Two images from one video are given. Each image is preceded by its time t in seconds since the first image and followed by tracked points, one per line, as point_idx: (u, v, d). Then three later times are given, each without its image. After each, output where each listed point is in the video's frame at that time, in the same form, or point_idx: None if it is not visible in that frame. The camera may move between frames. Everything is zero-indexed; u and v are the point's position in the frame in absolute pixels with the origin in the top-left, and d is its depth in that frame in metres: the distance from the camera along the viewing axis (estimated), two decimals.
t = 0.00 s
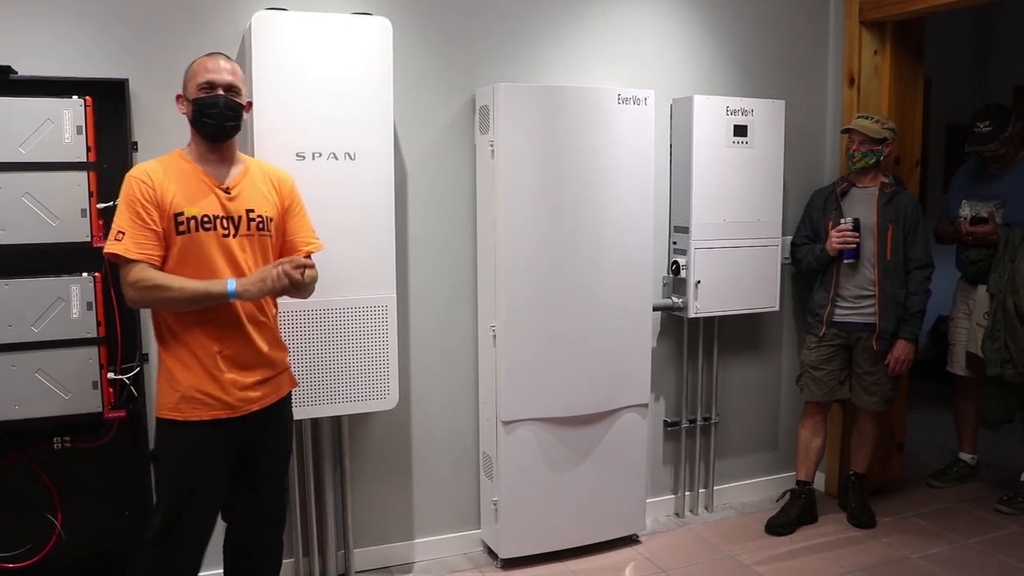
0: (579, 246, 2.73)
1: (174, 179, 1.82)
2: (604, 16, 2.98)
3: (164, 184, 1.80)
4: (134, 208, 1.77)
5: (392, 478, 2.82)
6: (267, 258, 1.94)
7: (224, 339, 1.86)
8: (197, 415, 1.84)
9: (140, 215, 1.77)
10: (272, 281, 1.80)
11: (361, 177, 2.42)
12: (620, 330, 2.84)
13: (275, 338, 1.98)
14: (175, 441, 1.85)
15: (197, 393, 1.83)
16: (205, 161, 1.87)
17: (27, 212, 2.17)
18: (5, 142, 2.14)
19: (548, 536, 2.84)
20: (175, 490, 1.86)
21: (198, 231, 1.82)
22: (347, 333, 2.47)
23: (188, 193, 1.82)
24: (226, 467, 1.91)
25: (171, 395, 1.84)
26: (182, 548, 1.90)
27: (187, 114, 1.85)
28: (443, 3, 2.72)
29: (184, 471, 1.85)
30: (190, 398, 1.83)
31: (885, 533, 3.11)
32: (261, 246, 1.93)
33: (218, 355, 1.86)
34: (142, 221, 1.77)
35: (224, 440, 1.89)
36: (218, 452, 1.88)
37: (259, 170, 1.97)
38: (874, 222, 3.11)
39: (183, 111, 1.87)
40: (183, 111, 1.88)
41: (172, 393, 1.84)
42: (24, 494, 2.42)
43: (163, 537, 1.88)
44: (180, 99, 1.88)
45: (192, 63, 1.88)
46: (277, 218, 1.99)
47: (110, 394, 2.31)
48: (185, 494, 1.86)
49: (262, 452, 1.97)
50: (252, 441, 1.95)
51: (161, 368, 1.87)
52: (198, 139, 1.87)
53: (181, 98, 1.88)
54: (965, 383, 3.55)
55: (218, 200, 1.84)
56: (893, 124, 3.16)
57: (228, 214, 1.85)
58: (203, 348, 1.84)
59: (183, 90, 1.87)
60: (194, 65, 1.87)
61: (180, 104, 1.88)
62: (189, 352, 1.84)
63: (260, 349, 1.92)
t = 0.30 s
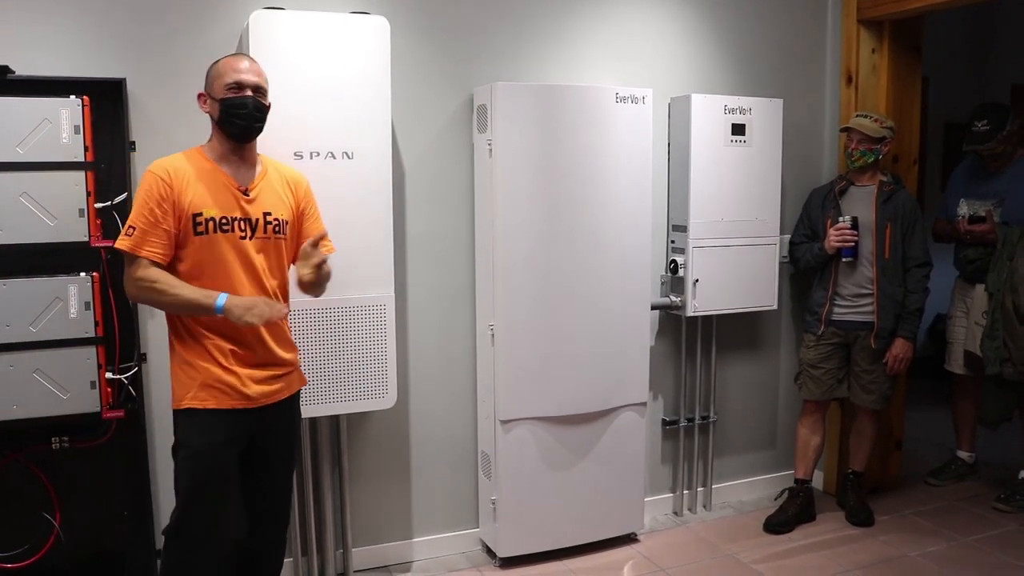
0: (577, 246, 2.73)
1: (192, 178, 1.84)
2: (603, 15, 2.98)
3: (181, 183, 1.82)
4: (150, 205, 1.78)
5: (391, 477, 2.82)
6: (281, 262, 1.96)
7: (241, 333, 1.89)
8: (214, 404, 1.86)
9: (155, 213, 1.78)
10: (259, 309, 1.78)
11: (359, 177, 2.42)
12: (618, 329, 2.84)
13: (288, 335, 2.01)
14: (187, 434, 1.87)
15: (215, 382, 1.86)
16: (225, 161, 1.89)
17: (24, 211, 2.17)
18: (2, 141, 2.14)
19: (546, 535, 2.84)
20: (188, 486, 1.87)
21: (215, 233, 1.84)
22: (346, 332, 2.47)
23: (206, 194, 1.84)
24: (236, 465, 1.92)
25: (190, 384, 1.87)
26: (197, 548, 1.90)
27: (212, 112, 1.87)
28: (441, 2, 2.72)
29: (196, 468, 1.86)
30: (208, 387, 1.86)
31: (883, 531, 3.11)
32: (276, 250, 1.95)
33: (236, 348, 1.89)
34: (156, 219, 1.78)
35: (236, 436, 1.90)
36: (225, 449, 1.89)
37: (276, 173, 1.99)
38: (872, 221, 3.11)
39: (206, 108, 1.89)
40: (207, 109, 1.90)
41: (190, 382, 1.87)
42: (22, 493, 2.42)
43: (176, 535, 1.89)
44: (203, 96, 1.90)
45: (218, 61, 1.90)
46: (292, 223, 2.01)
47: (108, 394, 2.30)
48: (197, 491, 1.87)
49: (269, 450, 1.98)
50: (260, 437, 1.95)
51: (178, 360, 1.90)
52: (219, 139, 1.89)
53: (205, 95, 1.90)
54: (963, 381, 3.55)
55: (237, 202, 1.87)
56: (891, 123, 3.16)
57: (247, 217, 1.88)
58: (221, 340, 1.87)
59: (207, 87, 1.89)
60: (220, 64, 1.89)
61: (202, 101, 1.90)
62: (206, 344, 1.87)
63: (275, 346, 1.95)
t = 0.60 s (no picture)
0: (573, 246, 2.73)
1: (194, 177, 1.86)
2: (598, 15, 2.98)
3: (184, 185, 1.84)
4: (152, 207, 1.80)
5: (388, 477, 2.82)
6: (283, 259, 2.02)
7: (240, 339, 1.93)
8: (216, 413, 1.91)
9: (156, 215, 1.80)
10: (243, 316, 1.76)
11: (354, 177, 2.42)
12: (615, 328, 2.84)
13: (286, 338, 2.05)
14: (191, 444, 1.92)
15: (214, 391, 1.91)
16: (229, 161, 1.93)
17: (20, 212, 2.17)
18: None
19: (544, 534, 2.84)
20: (197, 499, 1.92)
21: (220, 234, 1.88)
22: (342, 332, 2.47)
23: (210, 195, 1.87)
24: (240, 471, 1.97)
25: (190, 395, 1.91)
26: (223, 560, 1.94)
27: (227, 112, 1.90)
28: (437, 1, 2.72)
29: (203, 480, 1.91)
30: (207, 396, 1.90)
31: (880, 529, 3.12)
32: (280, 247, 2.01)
33: (236, 354, 1.93)
34: (157, 221, 1.81)
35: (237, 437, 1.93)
36: (225, 453, 1.92)
37: (276, 172, 2.04)
38: (868, 220, 3.11)
39: (216, 107, 1.91)
40: (215, 108, 1.91)
41: (191, 392, 1.91)
42: (18, 495, 2.41)
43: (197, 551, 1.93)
44: (210, 95, 1.92)
45: (226, 60, 1.93)
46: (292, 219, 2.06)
47: (103, 394, 2.30)
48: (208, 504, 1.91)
49: (270, 451, 2.04)
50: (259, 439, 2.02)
51: (180, 369, 1.95)
52: (224, 138, 1.93)
53: (213, 94, 1.92)
54: (960, 380, 3.55)
55: (241, 203, 1.91)
56: (887, 122, 3.16)
57: (251, 217, 1.93)
58: (221, 347, 1.91)
59: (217, 86, 1.91)
60: (229, 63, 1.92)
61: (211, 100, 1.92)
62: (207, 352, 1.92)
63: (274, 348, 1.99)
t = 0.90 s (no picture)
0: (574, 247, 2.73)
1: (194, 185, 1.85)
2: (600, 15, 2.98)
3: (185, 194, 1.83)
4: (156, 223, 1.79)
5: (389, 478, 2.82)
6: (284, 249, 2.06)
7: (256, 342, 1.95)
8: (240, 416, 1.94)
9: (161, 228, 1.79)
10: (269, 325, 1.84)
11: (356, 177, 2.43)
12: (616, 328, 2.84)
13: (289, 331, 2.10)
14: (209, 448, 1.94)
15: (237, 395, 1.93)
16: (219, 163, 1.93)
17: (22, 212, 2.17)
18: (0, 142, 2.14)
19: (545, 535, 2.84)
20: (210, 496, 1.94)
21: (229, 237, 1.90)
22: (344, 332, 2.47)
23: (213, 202, 1.87)
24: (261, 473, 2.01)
25: (213, 400, 1.92)
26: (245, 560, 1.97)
27: (214, 111, 1.90)
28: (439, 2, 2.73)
29: (225, 480, 1.94)
30: (232, 400, 1.92)
31: (881, 530, 3.11)
32: (280, 239, 2.04)
33: (254, 357, 1.96)
34: (162, 235, 1.80)
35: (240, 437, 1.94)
36: (232, 452, 1.94)
37: (266, 167, 2.06)
38: (869, 221, 3.11)
39: (201, 106, 1.91)
40: (202, 107, 1.91)
41: (213, 399, 1.92)
42: (20, 495, 2.41)
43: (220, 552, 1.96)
44: (195, 94, 1.91)
45: (211, 58, 1.92)
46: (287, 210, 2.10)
47: (105, 394, 2.31)
48: (230, 506, 1.95)
49: (279, 449, 2.07)
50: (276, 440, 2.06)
51: (192, 378, 1.94)
52: (212, 139, 1.92)
53: (198, 93, 1.91)
54: (962, 382, 3.55)
55: (244, 205, 1.92)
56: (889, 123, 3.16)
57: (255, 216, 1.94)
58: (239, 351, 1.93)
59: (203, 84, 1.90)
60: (214, 61, 1.91)
61: (196, 99, 1.92)
62: (224, 358, 1.93)
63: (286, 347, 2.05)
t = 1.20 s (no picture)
0: (575, 248, 2.73)
1: (198, 186, 1.86)
2: (601, 17, 2.99)
3: (191, 194, 1.84)
4: (164, 223, 1.79)
5: (391, 479, 2.82)
6: (283, 250, 2.08)
7: (260, 343, 1.96)
8: (244, 417, 1.94)
9: (169, 228, 1.80)
10: (288, 308, 1.85)
11: (357, 179, 2.43)
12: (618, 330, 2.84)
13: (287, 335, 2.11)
14: (212, 450, 1.94)
15: (242, 395, 1.93)
16: (221, 164, 1.94)
17: (25, 214, 2.17)
18: (3, 143, 2.14)
19: (547, 537, 2.84)
20: (215, 499, 1.94)
21: (234, 237, 1.90)
22: (345, 333, 2.47)
23: (218, 201, 1.88)
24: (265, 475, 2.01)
25: (218, 401, 1.92)
26: (247, 563, 1.97)
27: (230, 116, 1.92)
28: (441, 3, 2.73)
29: (228, 482, 1.94)
30: (236, 401, 1.93)
31: (884, 532, 3.11)
32: (278, 240, 2.05)
33: (259, 357, 1.96)
34: (170, 235, 1.80)
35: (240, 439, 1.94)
36: (235, 453, 1.94)
37: (263, 170, 2.08)
38: (871, 222, 3.11)
39: (215, 111, 1.91)
40: (214, 110, 1.91)
41: (217, 400, 1.91)
42: (22, 496, 2.42)
43: (224, 555, 1.96)
44: (206, 98, 1.90)
45: (221, 61, 1.92)
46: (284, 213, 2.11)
47: (107, 396, 2.31)
48: (233, 508, 1.94)
49: (281, 449, 2.07)
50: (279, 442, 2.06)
51: (196, 381, 1.93)
52: (219, 141, 1.93)
53: (210, 95, 1.90)
54: (965, 383, 3.54)
55: (245, 204, 1.93)
56: (891, 125, 3.16)
57: (256, 216, 1.95)
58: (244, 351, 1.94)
59: (216, 88, 1.90)
60: (226, 64, 1.92)
61: (207, 103, 1.91)
62: (228, 359, 1.93)
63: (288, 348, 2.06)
